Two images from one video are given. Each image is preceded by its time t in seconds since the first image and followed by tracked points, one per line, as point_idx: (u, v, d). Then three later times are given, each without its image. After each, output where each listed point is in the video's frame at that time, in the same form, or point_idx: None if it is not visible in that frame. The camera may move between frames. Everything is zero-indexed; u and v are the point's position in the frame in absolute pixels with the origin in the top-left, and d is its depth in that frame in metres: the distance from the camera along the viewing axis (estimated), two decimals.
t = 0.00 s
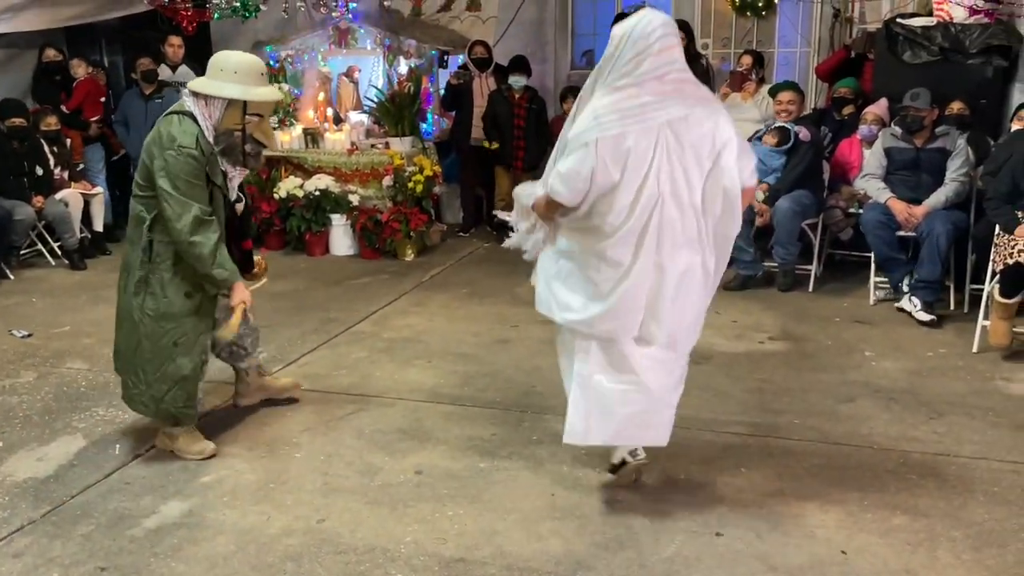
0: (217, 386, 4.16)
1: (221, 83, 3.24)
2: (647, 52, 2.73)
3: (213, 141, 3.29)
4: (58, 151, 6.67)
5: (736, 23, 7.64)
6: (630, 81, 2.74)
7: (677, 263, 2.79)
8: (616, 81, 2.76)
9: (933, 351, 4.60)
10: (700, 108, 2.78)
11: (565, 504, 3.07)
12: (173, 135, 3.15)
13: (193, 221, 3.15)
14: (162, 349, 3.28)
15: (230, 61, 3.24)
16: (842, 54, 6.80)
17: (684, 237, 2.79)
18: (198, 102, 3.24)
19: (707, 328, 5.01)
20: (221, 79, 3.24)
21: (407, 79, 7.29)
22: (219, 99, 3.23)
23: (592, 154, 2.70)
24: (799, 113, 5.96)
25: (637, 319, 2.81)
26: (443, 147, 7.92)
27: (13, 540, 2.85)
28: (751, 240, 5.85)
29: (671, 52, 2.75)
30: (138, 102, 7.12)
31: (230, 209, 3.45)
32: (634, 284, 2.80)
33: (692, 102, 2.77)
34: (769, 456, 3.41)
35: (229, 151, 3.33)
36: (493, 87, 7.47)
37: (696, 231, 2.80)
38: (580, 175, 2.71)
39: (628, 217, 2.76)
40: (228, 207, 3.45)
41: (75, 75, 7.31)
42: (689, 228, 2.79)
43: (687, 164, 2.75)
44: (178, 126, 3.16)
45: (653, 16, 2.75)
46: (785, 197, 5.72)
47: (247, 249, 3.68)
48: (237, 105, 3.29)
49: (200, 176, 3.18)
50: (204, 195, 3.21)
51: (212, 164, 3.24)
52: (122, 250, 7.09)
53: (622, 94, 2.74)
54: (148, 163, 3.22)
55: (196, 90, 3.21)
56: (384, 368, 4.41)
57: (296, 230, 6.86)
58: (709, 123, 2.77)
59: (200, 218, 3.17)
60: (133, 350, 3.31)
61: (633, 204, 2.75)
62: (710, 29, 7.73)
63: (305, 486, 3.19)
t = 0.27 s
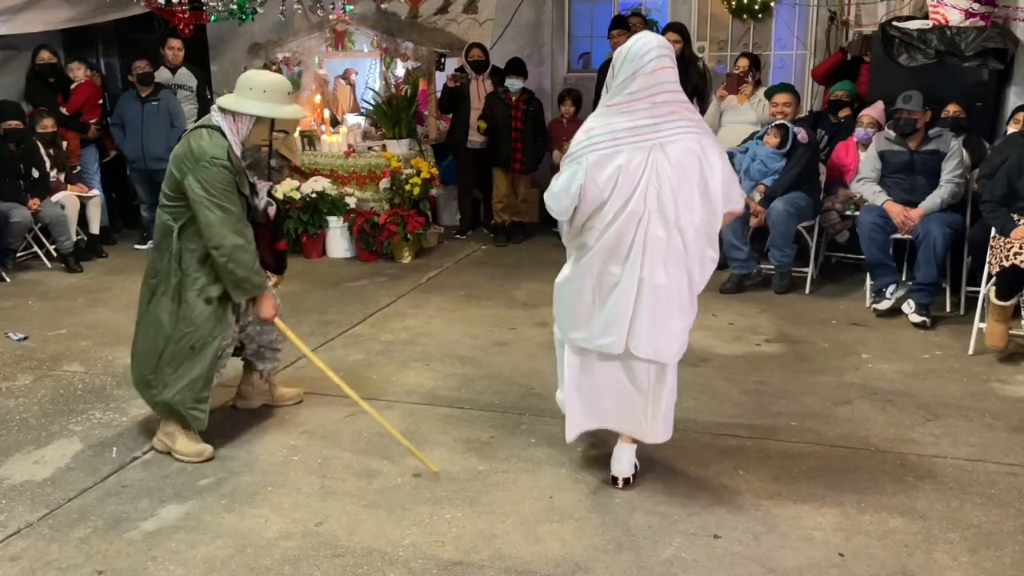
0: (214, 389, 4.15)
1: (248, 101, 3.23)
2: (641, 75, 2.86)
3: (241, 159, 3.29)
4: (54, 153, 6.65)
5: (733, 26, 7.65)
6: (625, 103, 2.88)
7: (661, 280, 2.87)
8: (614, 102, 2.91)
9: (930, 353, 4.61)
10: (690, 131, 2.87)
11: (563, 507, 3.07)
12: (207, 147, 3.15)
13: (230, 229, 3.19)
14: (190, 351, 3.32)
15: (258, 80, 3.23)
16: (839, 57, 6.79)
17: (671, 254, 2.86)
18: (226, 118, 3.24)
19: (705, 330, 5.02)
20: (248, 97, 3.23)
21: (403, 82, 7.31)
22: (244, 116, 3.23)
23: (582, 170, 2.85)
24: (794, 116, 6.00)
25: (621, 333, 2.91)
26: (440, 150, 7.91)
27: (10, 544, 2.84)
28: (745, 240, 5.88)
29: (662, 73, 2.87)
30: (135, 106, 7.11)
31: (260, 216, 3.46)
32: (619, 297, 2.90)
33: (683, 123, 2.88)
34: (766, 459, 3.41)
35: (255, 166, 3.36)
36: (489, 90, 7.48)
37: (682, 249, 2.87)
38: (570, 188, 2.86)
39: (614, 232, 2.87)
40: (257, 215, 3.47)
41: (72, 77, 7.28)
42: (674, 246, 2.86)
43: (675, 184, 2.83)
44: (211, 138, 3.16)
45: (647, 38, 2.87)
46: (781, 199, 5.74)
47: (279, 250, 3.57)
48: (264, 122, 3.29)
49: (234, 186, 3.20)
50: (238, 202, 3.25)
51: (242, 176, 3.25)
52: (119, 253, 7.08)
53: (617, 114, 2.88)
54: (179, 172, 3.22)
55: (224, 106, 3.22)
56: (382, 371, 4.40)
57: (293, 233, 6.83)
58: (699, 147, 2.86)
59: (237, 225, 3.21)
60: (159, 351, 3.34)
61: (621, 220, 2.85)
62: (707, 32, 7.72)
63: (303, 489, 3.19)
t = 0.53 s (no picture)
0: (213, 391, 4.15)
1: (265, 86, 3.30)
2: (634, 47, 2.92)
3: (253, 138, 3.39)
4: (53, 156, 6.66)
5: (731, 29, 7.66)
6: (619, 73, 2.94)
7: (652, 248, 2.92)
8: (609, 71, 2.98)
9: (928, 355, 4.62)
10: (684, 99, 2.90)
11: (562, 509, 3.07)
12: (216, 125, 3.25)
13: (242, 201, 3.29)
14: (200, 329, 3.36)
15: (274, 66, 3.30)
16: (837, 59, 6.79)
17: (662, 224, 2.91)
18: (241, 101, 3.32)
19: (703, 332, 5.02)
20: (264, 82, 3.31)
21: (402, 84, 7.25)
22: (262, 102, 3.31)
23: (574, 135, 2.94)
24: (792, 117, 5.99)
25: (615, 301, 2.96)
26: (438, 152, 7.91)
27: (8, 547, 2.84)
28: (744, 243, 5.89)
29: (656, 46, 2.92)
30: (134, 109, 7.11)
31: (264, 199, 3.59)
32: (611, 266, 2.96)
33: (677, 95, 2.90)
34: (765, 461, 3.42)
35: (265, 149, 3.46)
36: (489, 93, 7.46)
37: (674, 218, 2.91)
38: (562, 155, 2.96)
39: (606, 200, 2.94)
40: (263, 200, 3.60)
41: (71, 79, 7.29)
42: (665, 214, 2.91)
43: (665, 155, 2.88)
44: (221, 117, 3.27)
45: (644, 12, 2.93)
46: (779, 202, 5.74)
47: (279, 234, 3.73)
48: (280, 107, 3.37)
49: (242, 164, 3.30)
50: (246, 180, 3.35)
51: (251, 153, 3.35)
52: (117, 255, 7.08)
53: (611, 82, 2.95)
54: (188, 151, 3.31)
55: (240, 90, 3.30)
56: (381, 373, 4.40)
57: (291, 235, 6.80)
58: (691, 116, 2.88)
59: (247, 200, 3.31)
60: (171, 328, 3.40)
61: (612, 188, 2.92)
62: (705, 34, 7.72)
63: (302, 492, 3.19)
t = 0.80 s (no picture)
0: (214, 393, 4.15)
1: (256, 92, 3.34)
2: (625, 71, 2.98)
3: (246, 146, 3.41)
4: (54, 158, 6.66)
5: (732, 31, 7.67)
6: (611, 96, 3.01)
7: (645, 269, 2.92)
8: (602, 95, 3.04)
9: (929, 358, 4.62)
10: (672, 120, 2.92)
11: (563, 512, 3.07)
12: (210, 134, 3.25)
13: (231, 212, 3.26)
14: (207, 337, 3.38)
15: (265, 73, 3.34)
16: (838, 62, 6.79)
17: (655, 239, 2.91)
18: (234, 109, 3.35)
19: (703, 335, 5.02)
20: (254, 88, 3.35)
21: (403, 87, 7.29)
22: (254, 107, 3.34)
23: (564, 158, 2.99)
24: (793, 120, 6.00)
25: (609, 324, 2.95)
26: (439, 154, 7.91)
27: (9, 549, 2.84)
28: (744, 245, 5.89)
29: (645, 69, 2.98)
30: (135, 111, 7.12)
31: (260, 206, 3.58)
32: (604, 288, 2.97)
33: (666, 115, 2.93)
34: (766, 463, 3.42)
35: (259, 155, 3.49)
36: (490, 95, 7.48)
37: (667, 235, 2.92)
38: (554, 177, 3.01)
39: (597, 223, 2.95)
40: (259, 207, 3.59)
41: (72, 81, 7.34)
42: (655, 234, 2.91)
43: (654, 174, 2.89)
44: (214, 127, 3.27)
45: (634, 36, 2.98)
46: (780, 204, 5.73)
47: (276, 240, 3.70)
48: (271, 111, 3.40)
49: (236, 172, 3.29)
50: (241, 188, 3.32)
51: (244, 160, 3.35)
52: (118, 257, 7.08)
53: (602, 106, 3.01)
54: (183, 163, 3.31)
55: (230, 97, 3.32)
56: (382, 376, 4.40)
57: (292, 237, 6.81)
58: (680, 137, 2.90)
59: (239, 210, 3.28)
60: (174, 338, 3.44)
61: (604, 207, 2.93)
62: (706, 37, 7.73)
63: (303, 494, 3.19)
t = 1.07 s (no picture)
0: (217, 395, 4.16)
1: (208, 80, 3.32)
2: (619, 46, 2.99)
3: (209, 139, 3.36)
4: (59, 159, 6.71)
5: (736, 34, 7.67)
6: (604, 70, 3.02)
7: (629, 239, 2.98)
8: (593, 69, 3.07)
9: (932, 361, 4.61)
10: (665, 94, 2.97)
11: (566, 514, 3.06)
12: (166, 131, 3.23)
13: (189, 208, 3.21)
14: (180, 342, 3.34)
15: (212, 59, 3.33)
16: (840, 66, 6.82)
17: (641, 210, 2.99)
18: (188, 103, 3.33)
19: (706, 338, 5.02)
20: (206, 76, 3.33)
21: (406, 90, 7.23)
22: (210, 93, 3.30)
23: (557, 126, 2.99)
24: (795, 123, 6.00)
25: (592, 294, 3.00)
26: (442, 156, 7.93)
27: (12, 551, 2.84)
28: (746, 248, 5.91)
29: (641, 44, 3.00)
30: (139, 113, 7.16)
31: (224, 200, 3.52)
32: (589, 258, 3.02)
33: (659, 90, 2.98)
34: (769, 466, 3.41)
35: (223, 145, 3.43)
36: (493, 97, 7.45)
37: (652, 206, 3.00)
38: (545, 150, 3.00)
39: (585, 193, 3.00)
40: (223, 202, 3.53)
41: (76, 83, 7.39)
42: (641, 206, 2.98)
43: (642, 149, 2.97)
44: (170, 123, 3.24)
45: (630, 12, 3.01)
46: (783, 207, 5.72)
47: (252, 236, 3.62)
48: (226, 98, 3.38)
49: (195, 169, 3.25)
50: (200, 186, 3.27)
51: (204, 154, 3.32)
52: (122, 259, 7.10)
53: (594, 79, 3.03)
54: (144, 161, 3.29)
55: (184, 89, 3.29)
56: (384, 378, 4.41)
57: (295, 239, 6.90)
58: (671, 111, 2.97)
59: (192, 209, 3.21)
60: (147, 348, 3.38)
61: (593, 178, 2.99)
62: (708, 39, 7.74)
63: (306, 496, 3.19)
